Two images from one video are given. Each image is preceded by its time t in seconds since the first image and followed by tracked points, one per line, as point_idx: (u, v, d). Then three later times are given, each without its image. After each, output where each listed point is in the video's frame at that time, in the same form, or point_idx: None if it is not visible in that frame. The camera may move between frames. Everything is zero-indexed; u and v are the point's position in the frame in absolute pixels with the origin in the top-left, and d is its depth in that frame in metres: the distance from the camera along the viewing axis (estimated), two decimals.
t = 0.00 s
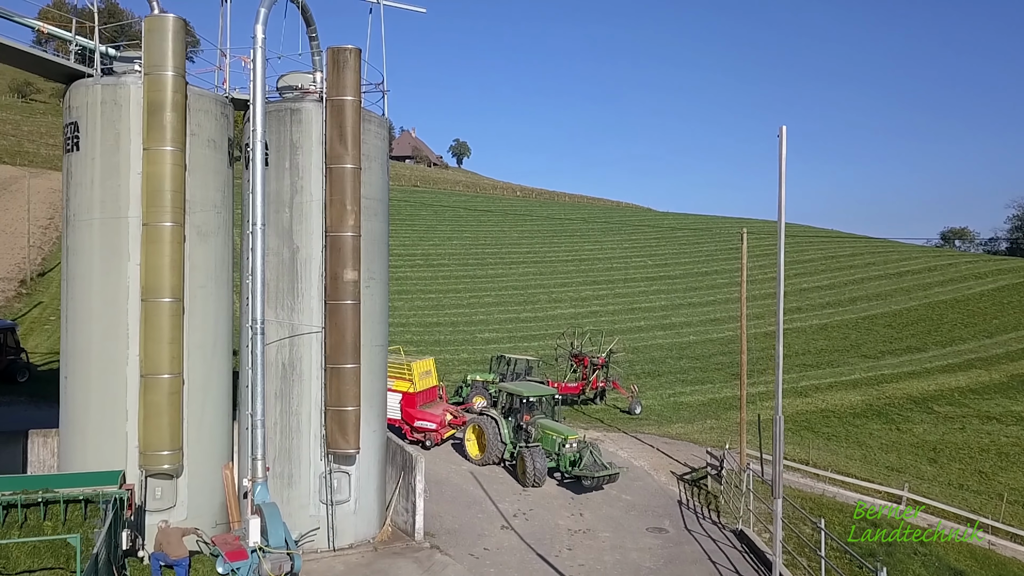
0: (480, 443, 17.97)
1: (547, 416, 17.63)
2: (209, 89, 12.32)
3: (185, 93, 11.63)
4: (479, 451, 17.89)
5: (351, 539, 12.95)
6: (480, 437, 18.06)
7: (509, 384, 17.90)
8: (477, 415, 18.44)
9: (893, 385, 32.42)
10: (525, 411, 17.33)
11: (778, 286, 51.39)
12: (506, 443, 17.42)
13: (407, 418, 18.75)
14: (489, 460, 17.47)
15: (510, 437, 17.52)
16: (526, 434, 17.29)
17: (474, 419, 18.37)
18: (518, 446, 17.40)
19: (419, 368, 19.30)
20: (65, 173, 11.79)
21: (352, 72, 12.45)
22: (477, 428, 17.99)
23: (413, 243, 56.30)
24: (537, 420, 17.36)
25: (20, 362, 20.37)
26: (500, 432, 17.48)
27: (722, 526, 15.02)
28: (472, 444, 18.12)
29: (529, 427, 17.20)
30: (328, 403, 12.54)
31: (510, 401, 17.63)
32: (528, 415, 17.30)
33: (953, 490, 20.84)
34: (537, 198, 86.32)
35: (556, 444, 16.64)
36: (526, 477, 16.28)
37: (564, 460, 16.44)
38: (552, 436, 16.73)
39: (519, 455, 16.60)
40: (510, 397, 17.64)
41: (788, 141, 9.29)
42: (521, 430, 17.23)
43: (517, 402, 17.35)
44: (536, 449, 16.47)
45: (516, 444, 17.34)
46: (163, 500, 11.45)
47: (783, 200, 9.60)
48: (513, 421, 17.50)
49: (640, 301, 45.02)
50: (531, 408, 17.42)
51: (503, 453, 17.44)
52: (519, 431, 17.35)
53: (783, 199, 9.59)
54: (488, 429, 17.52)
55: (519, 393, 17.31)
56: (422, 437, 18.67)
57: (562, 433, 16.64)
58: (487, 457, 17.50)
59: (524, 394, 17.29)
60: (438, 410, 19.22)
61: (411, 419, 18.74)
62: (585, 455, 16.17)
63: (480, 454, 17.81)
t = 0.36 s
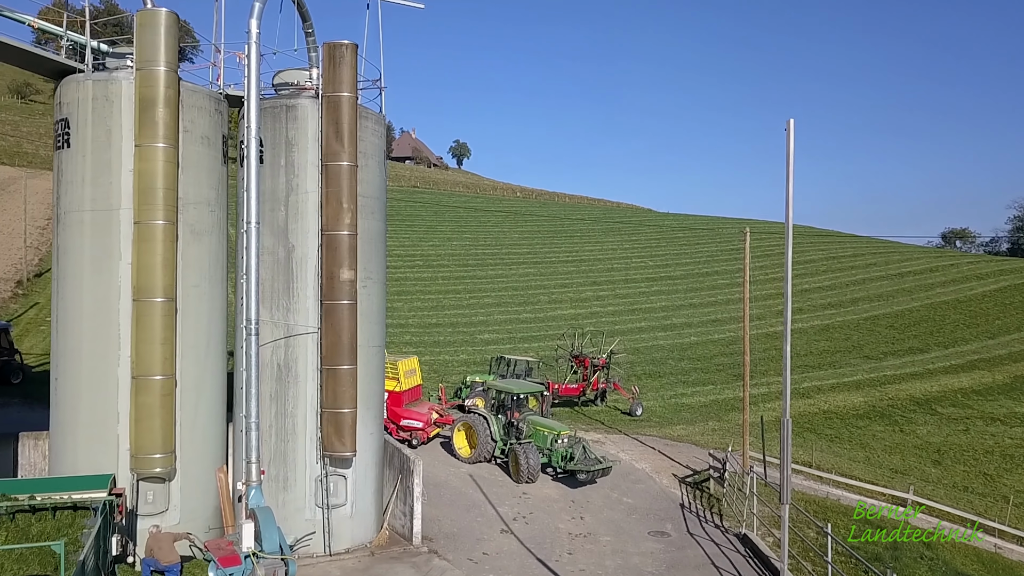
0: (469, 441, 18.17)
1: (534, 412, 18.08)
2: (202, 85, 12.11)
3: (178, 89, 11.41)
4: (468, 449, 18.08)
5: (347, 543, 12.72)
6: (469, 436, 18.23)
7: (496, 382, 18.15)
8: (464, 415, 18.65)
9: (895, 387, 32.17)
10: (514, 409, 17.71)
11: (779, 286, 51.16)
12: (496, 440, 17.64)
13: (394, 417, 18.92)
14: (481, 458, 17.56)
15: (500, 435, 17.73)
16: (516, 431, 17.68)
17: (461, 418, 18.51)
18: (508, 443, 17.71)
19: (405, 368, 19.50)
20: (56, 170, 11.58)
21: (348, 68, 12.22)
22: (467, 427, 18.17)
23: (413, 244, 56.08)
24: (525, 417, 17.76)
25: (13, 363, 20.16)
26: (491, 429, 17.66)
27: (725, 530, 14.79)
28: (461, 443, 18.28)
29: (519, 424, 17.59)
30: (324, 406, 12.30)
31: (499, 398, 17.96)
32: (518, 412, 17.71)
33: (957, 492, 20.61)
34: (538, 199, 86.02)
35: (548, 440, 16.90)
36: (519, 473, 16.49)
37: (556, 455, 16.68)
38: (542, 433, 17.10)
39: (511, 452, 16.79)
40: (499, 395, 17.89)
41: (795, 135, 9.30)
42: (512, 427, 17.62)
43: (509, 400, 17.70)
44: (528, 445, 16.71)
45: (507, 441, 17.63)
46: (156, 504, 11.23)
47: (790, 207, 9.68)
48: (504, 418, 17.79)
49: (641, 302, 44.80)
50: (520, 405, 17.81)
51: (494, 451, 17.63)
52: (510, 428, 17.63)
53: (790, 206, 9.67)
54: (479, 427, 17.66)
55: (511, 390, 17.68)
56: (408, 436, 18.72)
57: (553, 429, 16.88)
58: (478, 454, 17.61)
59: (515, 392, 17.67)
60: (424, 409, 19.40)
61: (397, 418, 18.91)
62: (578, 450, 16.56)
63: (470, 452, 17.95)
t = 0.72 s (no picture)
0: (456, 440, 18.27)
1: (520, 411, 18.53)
2: (193, 81, 11.86)
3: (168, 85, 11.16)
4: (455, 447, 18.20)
5: (342, 549, 12.45)
6: (456, 434, 18.30)
7: (482, 381, 18.57)
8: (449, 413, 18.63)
9: (898, 389, 31.89)
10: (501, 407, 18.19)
11: (780, 287, 50.93)
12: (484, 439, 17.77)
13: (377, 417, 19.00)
14: (470, 457, 17.68)
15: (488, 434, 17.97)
16: (504, 429, 18.05)
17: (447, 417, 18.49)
18: (496, 441, 17.97)
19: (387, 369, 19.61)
20: (43, 169, 11.31)
21: (342, 64, 11.97)
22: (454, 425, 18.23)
23: (412, 245, 55.82)
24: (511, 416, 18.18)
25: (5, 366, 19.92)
26: (478, 428, 17.77)
27: (727, 535, 14.55)
28: (447, 442, 18.35)
29: (507, 422, 17.98)
30: (317, 409, 12.04)
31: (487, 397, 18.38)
32: (506, 411, 18.18)
33: (962, 495, 20.33)
34: (537, 200, 85.74)
35: (537, 437, 17.36)
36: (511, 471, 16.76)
37: (545, 452, 17.14)
38: (532, 429, 17.54)
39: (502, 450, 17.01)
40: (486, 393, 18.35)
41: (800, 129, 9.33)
42: (501, 425, 17.99)
43: (497, 398, 18.20)
44: (520, 442, 17.05)
45: (495, 439, 17.90)
46: (144, 510, 10.96)
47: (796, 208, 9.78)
48: (492, 417, 18.11)
49: (641, 303, 44.53)
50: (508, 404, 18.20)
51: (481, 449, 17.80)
52: (499, 427, 17.98)
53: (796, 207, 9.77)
54: (467, 427, 17.75)
55: (499, 389, 18.15)
56: (391, 436, 18.90)
57: (542, 426, 17.36)
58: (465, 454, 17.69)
59: (502, 390, 18.16)
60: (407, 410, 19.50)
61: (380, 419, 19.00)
62: (567, 446, 17.19)
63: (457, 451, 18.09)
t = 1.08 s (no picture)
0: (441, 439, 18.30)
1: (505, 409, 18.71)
2: (183, 78, 11.59)
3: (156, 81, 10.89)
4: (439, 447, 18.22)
5: (334, 556, 12.19)
6: (441, 435, 18.31)
7: (466, 381, 18.70)
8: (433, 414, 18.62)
9: (900, 390, 31.64)
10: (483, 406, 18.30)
11: (780, 288, 50.67)
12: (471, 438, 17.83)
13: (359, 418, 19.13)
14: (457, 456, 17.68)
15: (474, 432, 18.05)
16: (491, 427, 18.10)
17: (431, 418, 18.43)
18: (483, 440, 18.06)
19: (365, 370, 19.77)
20: (29, 167, 11.06)
21: (335, 60, 11.67)
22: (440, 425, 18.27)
23: (411, 245, 55.55)
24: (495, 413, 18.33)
25: None
26: (464, 427, 17.82)
27: (729, 541, 14.27)
28: (432, 444, 18.32)
29: (491, 419, 18.09)
30: (309, 413, 11.76)
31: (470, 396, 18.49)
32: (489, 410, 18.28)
33: (966, 499, 20.06)
34: (537, 200, 85.49)
35: (525, 434, 17.45)
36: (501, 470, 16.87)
37: (533, 448, 17.22)
38: (519, 427, 17.57)
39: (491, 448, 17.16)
40: (469, 393, 18.47)
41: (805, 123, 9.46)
42: (487, 424, 18.09)
43: (483, 398, 18.29)
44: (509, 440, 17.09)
45: (481, 438, 18.00)
46: (131, 516, 10.70)
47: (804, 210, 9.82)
48: (477, 417, 18.21)
49: (641, 305, 44.27)
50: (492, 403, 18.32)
51: (468, 448, 17.87)
52: (485, 425, 18.08)
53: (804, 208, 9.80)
54: (453, 427, 17.76)
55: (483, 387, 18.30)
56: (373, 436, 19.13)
57: (529, 423, 17.50)
58: (452, 453, 17.65)
59: (487, 389, 18.30)
60: (387, 408, 19.62)
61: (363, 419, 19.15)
62: (556, 442, 17.35)
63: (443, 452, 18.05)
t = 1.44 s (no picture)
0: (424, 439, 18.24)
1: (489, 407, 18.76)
2: (172, 74, 11.31)
3: (144, 77, 10.60)
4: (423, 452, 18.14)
5: (328, 564, 11.91)
6: (425, 435, 18.25)
7: (449, 381, 18.68)
8: (416, 414, 18.59)
9: (902, 393, 31.37)
10: (467, 406, 18.33)
11: (781, 290, 50.38)
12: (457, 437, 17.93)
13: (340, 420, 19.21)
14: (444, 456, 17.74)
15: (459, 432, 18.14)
16: (477, 426, 18.16)
17: (414, 420, 18.34)
18: (469, 439, 18.15)
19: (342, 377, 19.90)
20: (13, 165, 10.79)
21: (328, 56, 11.38)
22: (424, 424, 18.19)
23: (410, 247, 55.29)
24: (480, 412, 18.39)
25: None
26: (449, 427, 17.90)
27: (731, 547, 14.00)
28: (416, 444, 18.21)
29: (477, 419, 18.14)
30: (301, 417, 11.47)
31: (454, 396, 18.48)
32: (474, 409, 18.31)
33: (971, 504, 19.76)
34: (537, 201, 85.21)
35: (512, 433, 17.60)
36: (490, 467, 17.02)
37: (521, 447, 17.39)
38: (505, 425, 17.66)
39: (479, 447, 17.30)
40: (453, 392, 18.46)
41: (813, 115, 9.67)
42: (472, 423, 18.16)
43: (469, 397, 18.24)
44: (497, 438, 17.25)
45: (467, 437, 18.10)
46: (118, 524, 10.42)
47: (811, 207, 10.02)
48: (461, 417, 18.23)
49: (641, 306, 44.03)
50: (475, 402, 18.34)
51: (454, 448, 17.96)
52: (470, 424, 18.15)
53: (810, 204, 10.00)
54: (440, 429, 17.78)
55: (470, 387, 18.27)
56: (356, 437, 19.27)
57: (515, 421, 17.62)
58: (437, 454, 17.68)
59: (472, 389, 18.26)
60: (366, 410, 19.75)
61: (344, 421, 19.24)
62: (542, 440, 17.53)
63: (427, 453, 18.04)
